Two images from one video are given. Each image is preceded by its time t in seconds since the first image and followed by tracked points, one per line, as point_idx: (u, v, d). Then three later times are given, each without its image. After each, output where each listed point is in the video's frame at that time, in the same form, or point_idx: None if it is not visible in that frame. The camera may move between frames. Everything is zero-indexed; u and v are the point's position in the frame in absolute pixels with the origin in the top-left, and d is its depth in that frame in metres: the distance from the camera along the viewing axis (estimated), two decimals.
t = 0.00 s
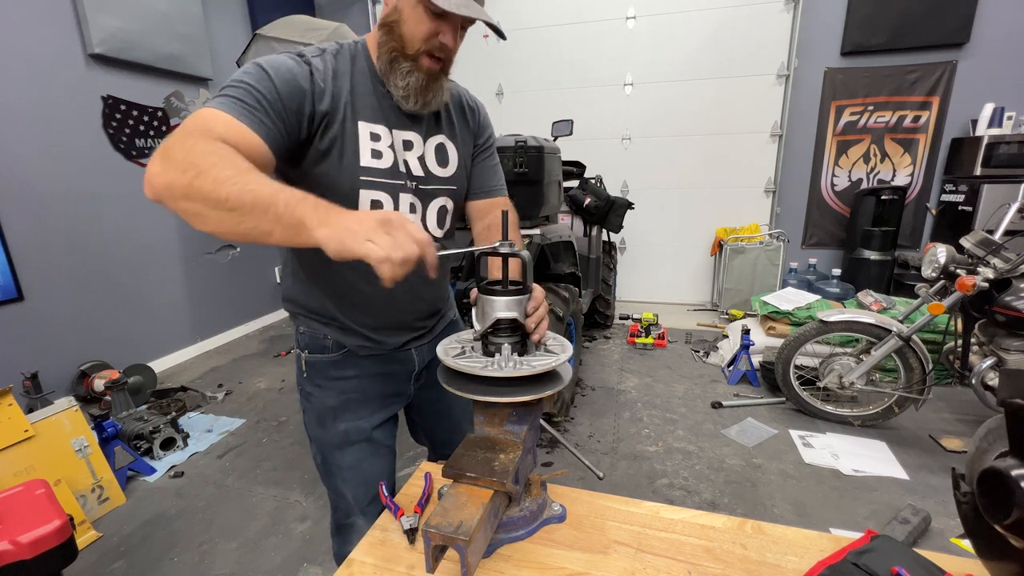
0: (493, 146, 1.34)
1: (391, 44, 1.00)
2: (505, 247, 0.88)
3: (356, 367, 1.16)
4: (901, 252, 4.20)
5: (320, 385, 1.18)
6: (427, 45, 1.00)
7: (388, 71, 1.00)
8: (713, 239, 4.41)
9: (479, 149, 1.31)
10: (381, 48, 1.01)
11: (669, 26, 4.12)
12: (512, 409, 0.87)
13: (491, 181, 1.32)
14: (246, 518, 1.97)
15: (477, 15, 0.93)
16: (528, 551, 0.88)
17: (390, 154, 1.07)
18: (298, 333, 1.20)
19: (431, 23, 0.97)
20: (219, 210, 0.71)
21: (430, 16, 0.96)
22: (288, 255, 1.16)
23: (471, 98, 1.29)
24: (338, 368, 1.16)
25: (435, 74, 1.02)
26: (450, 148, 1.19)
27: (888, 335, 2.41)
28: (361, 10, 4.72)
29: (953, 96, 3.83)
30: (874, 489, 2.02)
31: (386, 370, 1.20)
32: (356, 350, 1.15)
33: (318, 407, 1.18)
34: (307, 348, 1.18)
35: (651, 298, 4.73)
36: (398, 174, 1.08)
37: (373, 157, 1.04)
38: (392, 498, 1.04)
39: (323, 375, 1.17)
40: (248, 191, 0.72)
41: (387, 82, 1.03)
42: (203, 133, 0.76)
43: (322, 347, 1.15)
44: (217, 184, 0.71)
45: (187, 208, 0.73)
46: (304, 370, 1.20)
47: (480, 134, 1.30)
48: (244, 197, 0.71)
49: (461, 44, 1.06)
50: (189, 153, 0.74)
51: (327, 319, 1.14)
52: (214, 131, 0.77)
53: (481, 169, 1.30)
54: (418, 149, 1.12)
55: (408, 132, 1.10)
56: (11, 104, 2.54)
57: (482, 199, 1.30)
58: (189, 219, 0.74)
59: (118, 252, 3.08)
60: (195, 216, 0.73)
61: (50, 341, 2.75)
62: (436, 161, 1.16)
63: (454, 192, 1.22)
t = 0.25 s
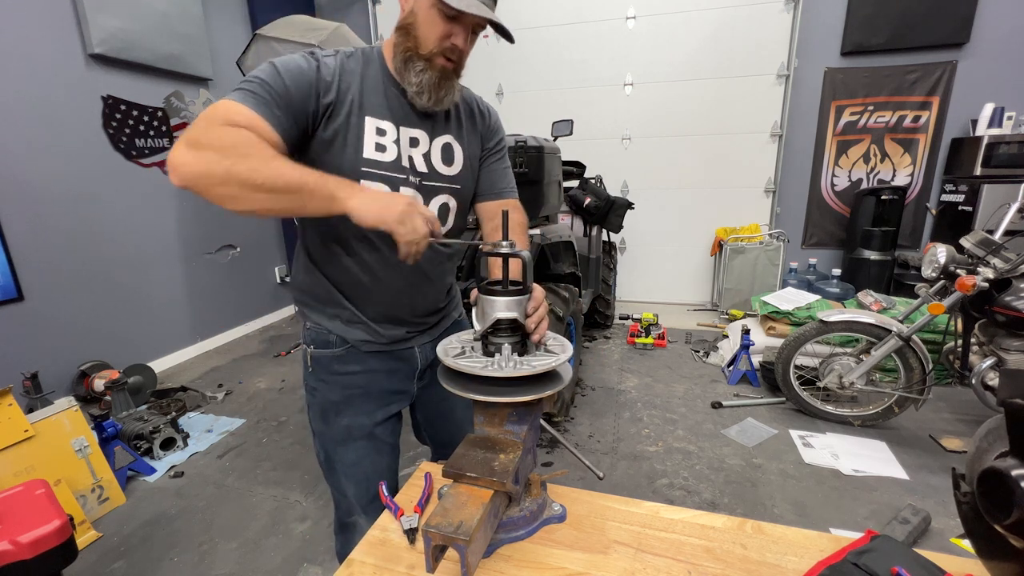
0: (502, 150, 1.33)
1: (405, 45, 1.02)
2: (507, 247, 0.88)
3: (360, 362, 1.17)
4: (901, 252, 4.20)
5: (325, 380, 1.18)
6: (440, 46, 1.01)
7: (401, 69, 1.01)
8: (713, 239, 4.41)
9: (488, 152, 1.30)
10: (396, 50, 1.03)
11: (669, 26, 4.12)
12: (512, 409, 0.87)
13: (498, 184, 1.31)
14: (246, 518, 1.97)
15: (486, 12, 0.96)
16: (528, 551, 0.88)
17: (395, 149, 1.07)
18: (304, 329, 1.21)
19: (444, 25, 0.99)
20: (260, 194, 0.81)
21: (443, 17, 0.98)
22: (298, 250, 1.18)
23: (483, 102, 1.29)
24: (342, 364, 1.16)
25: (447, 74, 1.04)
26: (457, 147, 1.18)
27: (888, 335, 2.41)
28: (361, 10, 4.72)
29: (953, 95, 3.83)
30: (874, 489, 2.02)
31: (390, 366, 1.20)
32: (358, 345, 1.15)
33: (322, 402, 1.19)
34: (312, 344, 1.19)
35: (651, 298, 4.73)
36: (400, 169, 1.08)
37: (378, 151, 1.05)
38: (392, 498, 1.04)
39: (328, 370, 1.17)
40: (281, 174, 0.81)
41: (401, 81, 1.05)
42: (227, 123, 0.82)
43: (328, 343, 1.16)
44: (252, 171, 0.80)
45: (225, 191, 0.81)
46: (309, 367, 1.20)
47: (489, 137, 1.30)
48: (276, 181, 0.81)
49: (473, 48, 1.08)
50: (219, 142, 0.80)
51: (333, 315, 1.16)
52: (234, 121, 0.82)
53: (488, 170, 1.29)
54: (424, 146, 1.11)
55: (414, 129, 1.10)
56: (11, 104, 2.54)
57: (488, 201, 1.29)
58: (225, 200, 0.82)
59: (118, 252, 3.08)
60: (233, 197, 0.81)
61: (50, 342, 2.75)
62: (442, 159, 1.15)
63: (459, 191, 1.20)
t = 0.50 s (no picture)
0: (503, 162, 1.38)
1: (424, 51, 1.01)
2: (507, 246, 0.88)
3: (356, 361, 1.17)
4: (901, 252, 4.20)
5: (321, 379, 1.18)
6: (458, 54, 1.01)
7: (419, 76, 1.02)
8: (713, 239, 4.41)
9: (489, 165, 1.35)
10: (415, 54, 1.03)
11: (669, 26, 4.12)
12: (512, 409, 0.87)
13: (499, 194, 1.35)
14: (245, 518, 1.97)
15: (501, 19, 0.93)
16: (528, 551, 0.88)
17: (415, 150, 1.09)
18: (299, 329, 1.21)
19: (463, 35, 0.97)
20: (414, 154, 0.74)
21: (463, 27, 0.96)
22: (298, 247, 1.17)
23: (487, 116, 1.34)
24: (338, 363, 1.16)
25: (463, 82, 1.05)
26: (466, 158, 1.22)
27: (888, 335, 2.41)
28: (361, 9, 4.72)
29: (953, 95, 3.83)
30: (874, 489, 2.02)
31: (386, 365, 1.20)
32: (355, 344, 1.16)
33: (319, 402, 1.18)
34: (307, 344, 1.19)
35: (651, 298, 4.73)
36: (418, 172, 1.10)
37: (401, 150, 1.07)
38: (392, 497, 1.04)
39: (325, 370, 1.17)
40: (429, 136, 0.78)
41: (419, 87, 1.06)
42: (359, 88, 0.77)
43: (323, 342, 1.16)
44: (407, 128, 0.75)
45: (378, 147, 0.72)
46: (304, 367, 1.20)
47: (492, 149, 1.34)
48: (428, 142, 0.77)
49: (491, 54, 1.06)
50: (364, 103, 0.75)
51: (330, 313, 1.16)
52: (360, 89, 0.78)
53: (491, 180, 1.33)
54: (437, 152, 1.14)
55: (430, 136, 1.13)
56: (11, 104, 2.54)
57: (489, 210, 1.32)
58: (368, 161, 0.73)
59: (118, 252, 3.08)
60: (384, 153, 0.73)
61: (50, 342, 2.75)
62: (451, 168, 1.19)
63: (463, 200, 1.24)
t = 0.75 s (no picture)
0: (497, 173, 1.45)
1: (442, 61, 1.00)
2: (507, 247, 0.88)
3: (352, 368, 1.16)
4: (901, 252, 4.20)
5: (315, 388, 1.17)
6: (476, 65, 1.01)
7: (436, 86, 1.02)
8: (713, 239, 4.41)
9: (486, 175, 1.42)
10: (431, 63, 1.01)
11: (669, 26, 4.12)
12: (512, 409, 0.87)
13: (494, 203, 1.41)
14: (245, 519, 1.97)
15: (520, 33, 0.94)
16: (529, 550, 0.88)
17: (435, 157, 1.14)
18: (291, 336, 1.19)
19: (482, 48, 0.97)
20: (535, 126, 0.66)
21: (483, 39, 0.96)
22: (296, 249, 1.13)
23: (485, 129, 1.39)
24: (334, 371, 1.15)
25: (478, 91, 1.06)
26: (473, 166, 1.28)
27: (888, 335, 2.41)
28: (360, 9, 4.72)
29: (953, 95, 3.83)
30: (874, 489, 2.02)
31: (381, 370, 1.20)
32: (353, 350, 1.14)
33: (313, 411, 1.17)
34: (302, 350, 1.17)
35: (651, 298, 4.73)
36: (439, 182, 1.16)
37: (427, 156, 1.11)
38: (392, 498, 1.04)
39: (319, 377, 1.16)
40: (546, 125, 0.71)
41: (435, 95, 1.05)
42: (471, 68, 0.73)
43: (318, 349, 1.15)
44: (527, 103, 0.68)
45: (497, 112, 0.65)
46: (297, 373, 1.18)
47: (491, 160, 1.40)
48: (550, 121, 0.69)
49: (505, 65, 1.08)
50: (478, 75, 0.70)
51: (328, 318, 1.12)
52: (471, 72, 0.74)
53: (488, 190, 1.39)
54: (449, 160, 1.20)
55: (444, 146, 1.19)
56: (10, 104, 2.54)
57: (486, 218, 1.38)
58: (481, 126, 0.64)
59: (118, 252, 3.08)
60: (501, 120, 0.65)
61: (50, 341, 2.75)
62: (460, 178, 1.25)
63: (466, 209, 1.30)
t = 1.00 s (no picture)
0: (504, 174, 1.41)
1: (445, 61, 1.01)
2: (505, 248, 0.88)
3: (354, 368, 1.16)
4: (901, 252, 4.20)
5: (317, 389, 1.17)
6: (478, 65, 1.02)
7: (439, 85, 1.02)
8: (713, 239, 4.41)
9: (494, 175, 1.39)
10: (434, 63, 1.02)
11: (669, 26, 4.12)
12: (512, 409, 0.87)
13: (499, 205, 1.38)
14: (245, 519, 1.97)
15: (524, 32, 0.96)
16: (529, 551, 0.88)
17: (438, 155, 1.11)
18: (291, 335, 1.18)
19: (485, 47, 0.98)
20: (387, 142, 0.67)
21: (486, 39, 0.97)
22: (297, 252, 1.15)
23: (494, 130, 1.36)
24: (336, 371, 1.15)
25: (482, 92, 1.07)
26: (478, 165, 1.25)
27: (888, 335, 2.41)
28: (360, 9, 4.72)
29: (952, 96, 3.82)
30: (874, 489, 2.02)
31: (382, 370, 1.20)
32: (354, 353, 1.15)
33: (315, 411, 1.17)
34: (303, 351, 1.16)
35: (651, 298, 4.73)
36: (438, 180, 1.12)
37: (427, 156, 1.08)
38: (392, 498, 1.04)
39: (320, 378, 1.16)
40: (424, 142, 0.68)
41: (437, 95, 1.05)
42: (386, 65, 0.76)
43: (320, 350, 1.15)
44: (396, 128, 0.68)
45: (365, 108, 0.68)
46: (299, 374, 1.18)
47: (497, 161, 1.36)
48: (427, 116, 0.70)
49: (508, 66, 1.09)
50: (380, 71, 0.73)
51: (327, 321, 1.13)
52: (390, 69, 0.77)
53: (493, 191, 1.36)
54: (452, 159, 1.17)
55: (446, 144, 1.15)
56: (11, 105, 2.54)
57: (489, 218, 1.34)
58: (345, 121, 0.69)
59: (118, 251, 3.08)
60: (363, 115, 0.68)
61: (50, 342, 2.76)
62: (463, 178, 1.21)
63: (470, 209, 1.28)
